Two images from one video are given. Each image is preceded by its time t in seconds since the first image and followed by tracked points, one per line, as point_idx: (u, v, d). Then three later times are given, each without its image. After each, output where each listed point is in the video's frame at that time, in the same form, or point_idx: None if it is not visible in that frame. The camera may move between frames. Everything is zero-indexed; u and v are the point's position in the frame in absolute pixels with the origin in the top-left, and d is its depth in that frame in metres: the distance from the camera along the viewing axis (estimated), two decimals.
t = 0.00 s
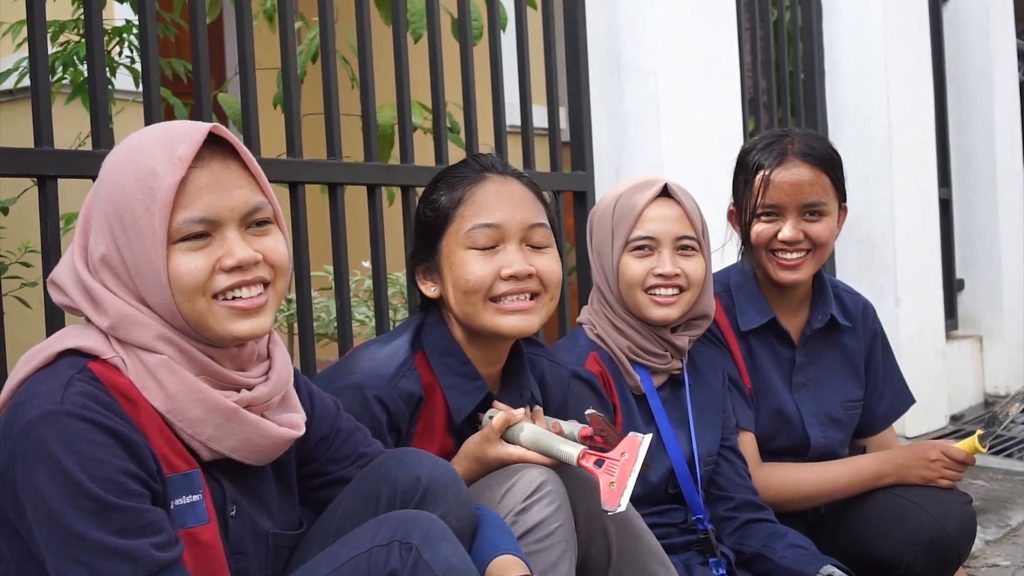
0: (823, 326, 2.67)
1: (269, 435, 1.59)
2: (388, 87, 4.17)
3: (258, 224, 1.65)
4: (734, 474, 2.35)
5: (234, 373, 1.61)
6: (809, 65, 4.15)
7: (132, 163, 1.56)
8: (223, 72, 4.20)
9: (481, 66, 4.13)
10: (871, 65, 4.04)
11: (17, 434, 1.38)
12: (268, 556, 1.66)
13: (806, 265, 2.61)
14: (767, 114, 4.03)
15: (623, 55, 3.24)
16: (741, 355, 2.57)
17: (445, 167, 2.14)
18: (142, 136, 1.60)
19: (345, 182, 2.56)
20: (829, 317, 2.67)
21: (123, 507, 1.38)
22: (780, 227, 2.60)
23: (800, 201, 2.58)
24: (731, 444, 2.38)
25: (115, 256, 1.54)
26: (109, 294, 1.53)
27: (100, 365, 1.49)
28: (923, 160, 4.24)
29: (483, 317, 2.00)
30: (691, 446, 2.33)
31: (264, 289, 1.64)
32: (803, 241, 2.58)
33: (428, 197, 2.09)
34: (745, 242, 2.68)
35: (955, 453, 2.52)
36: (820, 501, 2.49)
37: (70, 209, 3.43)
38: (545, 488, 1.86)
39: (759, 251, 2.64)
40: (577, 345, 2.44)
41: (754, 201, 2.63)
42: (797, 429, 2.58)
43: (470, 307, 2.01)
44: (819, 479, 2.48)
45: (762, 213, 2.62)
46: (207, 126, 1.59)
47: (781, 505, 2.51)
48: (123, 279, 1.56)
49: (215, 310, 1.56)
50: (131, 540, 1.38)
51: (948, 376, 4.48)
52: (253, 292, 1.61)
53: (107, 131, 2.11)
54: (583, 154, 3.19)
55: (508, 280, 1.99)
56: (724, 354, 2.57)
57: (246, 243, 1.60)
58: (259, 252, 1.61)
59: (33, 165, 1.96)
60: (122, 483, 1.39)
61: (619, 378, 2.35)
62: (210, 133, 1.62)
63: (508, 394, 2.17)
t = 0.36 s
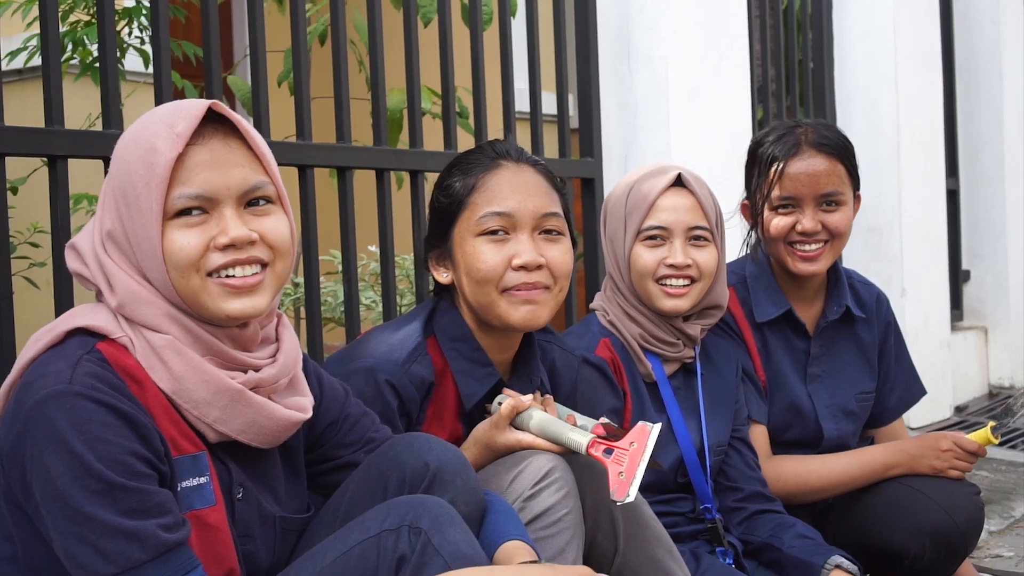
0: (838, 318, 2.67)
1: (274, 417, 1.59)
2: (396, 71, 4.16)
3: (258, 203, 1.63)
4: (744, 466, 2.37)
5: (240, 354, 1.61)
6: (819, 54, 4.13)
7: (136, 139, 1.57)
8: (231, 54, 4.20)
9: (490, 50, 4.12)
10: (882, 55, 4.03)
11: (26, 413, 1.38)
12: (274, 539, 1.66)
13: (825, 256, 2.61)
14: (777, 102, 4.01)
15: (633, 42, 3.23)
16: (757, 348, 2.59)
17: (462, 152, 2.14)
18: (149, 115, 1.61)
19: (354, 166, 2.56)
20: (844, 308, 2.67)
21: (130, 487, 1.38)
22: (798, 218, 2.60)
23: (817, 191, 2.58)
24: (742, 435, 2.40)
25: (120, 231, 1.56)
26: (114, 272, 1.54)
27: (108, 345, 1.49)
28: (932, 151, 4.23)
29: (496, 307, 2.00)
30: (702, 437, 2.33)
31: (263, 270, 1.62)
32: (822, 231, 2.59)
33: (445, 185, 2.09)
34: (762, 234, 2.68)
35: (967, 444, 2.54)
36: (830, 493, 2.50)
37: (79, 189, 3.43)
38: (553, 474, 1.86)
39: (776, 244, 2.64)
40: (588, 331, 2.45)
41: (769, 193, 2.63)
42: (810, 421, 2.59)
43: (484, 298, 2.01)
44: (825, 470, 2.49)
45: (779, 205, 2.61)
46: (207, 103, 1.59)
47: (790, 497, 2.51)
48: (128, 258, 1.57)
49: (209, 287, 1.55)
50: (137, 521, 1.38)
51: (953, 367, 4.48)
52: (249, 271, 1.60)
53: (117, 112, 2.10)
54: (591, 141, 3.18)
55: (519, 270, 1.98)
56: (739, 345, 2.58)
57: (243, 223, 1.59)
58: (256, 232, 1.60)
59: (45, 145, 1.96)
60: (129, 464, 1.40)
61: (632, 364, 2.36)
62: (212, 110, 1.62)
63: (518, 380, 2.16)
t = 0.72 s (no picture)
0: (830, 339, 2.69)
1: (268, 445, 1.59)
2: (386, 96, 4.18)
3: (254, 232, 1.63)
4: (737, 488, 2.37)
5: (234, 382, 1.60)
6: (806, 78, 4.16)
7: (133, 167, 1.57)
8: (221, 80, 4.20)
9: (480, 75, 4.14)
10: (868, 78, 4.06)
11: (18, 443, 1.37)
12: (268, 566, 1.65)
13: (819, 277, 2.62)
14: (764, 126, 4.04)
15: (622, 66, 3.25)
16: (750, 369, 2.58)
17: (461, 179, 2.14)
18: (147, 143, 1.61)
19: (345, 191, 2.56)
20: (836, 330, 2.69)
21: (123, 517, 1.37)
22: (793, 239, 2.61)
23: (810, 212, 2.60)
24: (735, 458, 2.39)
25: (115, 258, 1.56)
26: (108, 299, 1.54)
27: (102, 373, 1.49)
28: (919, 174, 4.26)
29: (489, 341, 2.01)
30: (696, 459, 2.33)
31: (257, 299, 1.62)
32: (816, 252, 2.60)
33: (443, 212, 2.09)
34: (756, 257, 2.69)
35: (957, 462, 2.56)
36: (817, 514, 2.50)
37: (68, 215, 3.43)
38: (547, 497, 1.85)
39: (771, 266, 2.65)
40: (583, 354, 2.45)
41: (764, 215, 2.64)
42: (802, 442, 2.59)
43: (479, 328, 2.01)
44: (818, 492, 2.48)
45: (774, 227, 2.63)
46: (204, 132, 1.59)
47: (783, 518, 2.50)
48: (123, 285, 1.57)
49: (203, 316, 1.55)
50: (130, 550, 1.37)
51: (942, 388, 4.50)
52: (243, 300, 1.60)
53: (108, 139, 2.10)
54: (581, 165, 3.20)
55: (514, 299, 1.99)
56: (733, 367, 2.58)
57: (239, 252, 1.59)
58: (250, 261, 1.60)
59: (36, 173, 1.96)
60: (122, 493, 1.39)
61: (626, 387, 2.36)
62: (209, 139, 1.62)
63: (512, 406, 2.16)
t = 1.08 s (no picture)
0: (825, 339, 2.69)
1: (262, 441, 1.58)
2: (383, 97, 4.19)
3: (246, 232, 1.63)
4: (733, 488, 2.36)
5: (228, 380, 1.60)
6: (803, 79, 4.16)
7: (128, 166, 1.57)
8: (218, 80, 4.21)
9: (478, 76, 4.15)
10: (865, 80, 4.07)
11: (12, 442, 1.37)
12: (263, 563, 1.65)
13: (818, 277, 2.63)
14: (762, 126, 4.04)
15: (619, 67, 3.25)
16: (747, 369, 2.58)
17: (463, 180, 2.14)
18: (142, 142, 1.61)
19: (341, 191, 2.56)
20: (831, 330, 2.69)
21: (117, 515, 1.37)
22: (792, 240, 2.61)
23: (809, 213, 2.60)
24: (731, 457, 2.39)
25: (109, 256, 1.56)
26: (101, 297, 1.54)
27: (95, 370, 1.49)
28: (916, 174, 4.26)
29: (490, 335, 2.00)
30: (692, 458, 2.33)
31: (248, 300, 1.62)
32: (814, 252, 2.60)
33: (443, 212, 2.10)
34: (755, 258, 2.68)
35: (951, 455, 2.52)
36: (805, 514, 2.50)
37: (64, 215, 3.43)
38: (542, 496, 1.85)
39: (770, 267, 2.64)
40: (581, 351, 2.43)
41: (762, 217, 2.63)
42: (799, 441, 2.59)
43: (480, 325, 2.01)
44: (814, 492, 2.48)
45: (773, 228, 2.63)
46: (197, 131, 1.59)
47: (776, 516, 2.51)
48: (116, 283, 1.57)
49: (192, 316, 1.55)
50: (124, 548, 1.37)
51: (939, 389, 4.50)
52: (233, 301, 1.60)
53: (104, 138, 2.10)
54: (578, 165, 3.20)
55: (514, 300, 1.99)
56: (730, 368, 2.58)
57: (230, 252, 1.59)
58: (242, 261, 1.60)
59: (32, 172, 1.96)
60: (116, 491, 1.39)
61: (623, 386, 2.36)
62: (203, 138, 1.62)
63: (510, 404, 2.16)
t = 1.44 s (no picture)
0: (832, 331, 2.69)
1: (263, 424, 1.59)
2: (385, 86, 4.18)
3: (253, 222, 1.63)
4: (734, 479, 2.37)
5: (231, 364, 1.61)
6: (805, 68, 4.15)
7: (143, 151, 1.61)
8: (219, 69, 4.20)
9: (480, 65, 4.14)
10: (867, 70, 4.05)
11: (17, 392, 1.41)
12: (265, 548, 1.65)
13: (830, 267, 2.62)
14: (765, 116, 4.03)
15: (621, 57, 3.24)
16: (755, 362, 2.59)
17: (468, 168, 2.14)
18: (159, 129, 1.64)
19: (342, 181, 2.55)
20: (838, 323, 2.69)
21: (99, 472, 1.37)
22: (805, 229, 2.62)
23: (824, 202, 2.60)
24: (733, 449, 2.39)
25: (121, 238, 1.60)
26: (109, 277, 1.57)
27: (102, 345, 1.51)
28: (919, 164, 4.25)
29: (489, 323, 2.00)
30: (694, 449, 2.34)
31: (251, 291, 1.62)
32: (828, 242, 2.60)
33: (445, 199, 2.10)
34: (768, 247, 2.68)
35: (950, 444, 2.52)
36: (808, 501, 2.50)
37: (66, 204, 3.43)
38: (542, 487, 1.85)
39: (783, 255, 2.64)
40: (583, 343, 2.44)
41: (776, 205, 2.64)
42: (804, 432, 2.60)
43: (479, 313, 2.01)
44: (816, 482, 2.49)
45: (787, 216, 2.63)
46: (209, 118, 1.61)
47: (776, 507, 2.52)
48: (126, 265, 1.60)
49: (192, 304, 1.56)
50: (101, 507, 1.35)
51: (941, 379, 4.50)
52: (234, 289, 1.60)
53: (105, 127, 2.10)
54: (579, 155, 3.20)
55: (515, 287, 1.98)
56: (737, 360, 2.58)
57: (234, 240, 1.59)
58: (244, 250, 1.59)
59: (32, 161, 1.96)
60: (103, 449, 1.38)
61: (625, 377, 2.36)
62: (216, 126, 1.64)
63: (511, 394, 2.16)
